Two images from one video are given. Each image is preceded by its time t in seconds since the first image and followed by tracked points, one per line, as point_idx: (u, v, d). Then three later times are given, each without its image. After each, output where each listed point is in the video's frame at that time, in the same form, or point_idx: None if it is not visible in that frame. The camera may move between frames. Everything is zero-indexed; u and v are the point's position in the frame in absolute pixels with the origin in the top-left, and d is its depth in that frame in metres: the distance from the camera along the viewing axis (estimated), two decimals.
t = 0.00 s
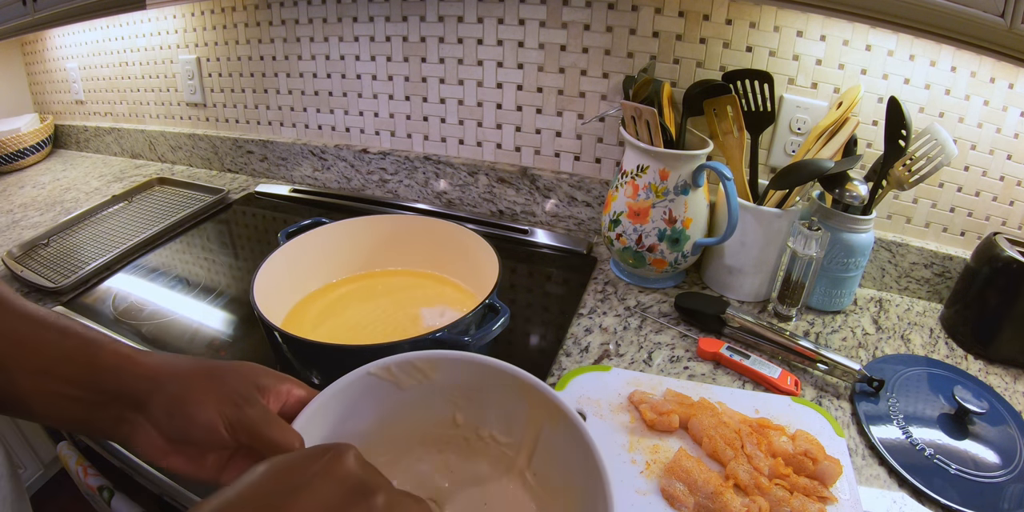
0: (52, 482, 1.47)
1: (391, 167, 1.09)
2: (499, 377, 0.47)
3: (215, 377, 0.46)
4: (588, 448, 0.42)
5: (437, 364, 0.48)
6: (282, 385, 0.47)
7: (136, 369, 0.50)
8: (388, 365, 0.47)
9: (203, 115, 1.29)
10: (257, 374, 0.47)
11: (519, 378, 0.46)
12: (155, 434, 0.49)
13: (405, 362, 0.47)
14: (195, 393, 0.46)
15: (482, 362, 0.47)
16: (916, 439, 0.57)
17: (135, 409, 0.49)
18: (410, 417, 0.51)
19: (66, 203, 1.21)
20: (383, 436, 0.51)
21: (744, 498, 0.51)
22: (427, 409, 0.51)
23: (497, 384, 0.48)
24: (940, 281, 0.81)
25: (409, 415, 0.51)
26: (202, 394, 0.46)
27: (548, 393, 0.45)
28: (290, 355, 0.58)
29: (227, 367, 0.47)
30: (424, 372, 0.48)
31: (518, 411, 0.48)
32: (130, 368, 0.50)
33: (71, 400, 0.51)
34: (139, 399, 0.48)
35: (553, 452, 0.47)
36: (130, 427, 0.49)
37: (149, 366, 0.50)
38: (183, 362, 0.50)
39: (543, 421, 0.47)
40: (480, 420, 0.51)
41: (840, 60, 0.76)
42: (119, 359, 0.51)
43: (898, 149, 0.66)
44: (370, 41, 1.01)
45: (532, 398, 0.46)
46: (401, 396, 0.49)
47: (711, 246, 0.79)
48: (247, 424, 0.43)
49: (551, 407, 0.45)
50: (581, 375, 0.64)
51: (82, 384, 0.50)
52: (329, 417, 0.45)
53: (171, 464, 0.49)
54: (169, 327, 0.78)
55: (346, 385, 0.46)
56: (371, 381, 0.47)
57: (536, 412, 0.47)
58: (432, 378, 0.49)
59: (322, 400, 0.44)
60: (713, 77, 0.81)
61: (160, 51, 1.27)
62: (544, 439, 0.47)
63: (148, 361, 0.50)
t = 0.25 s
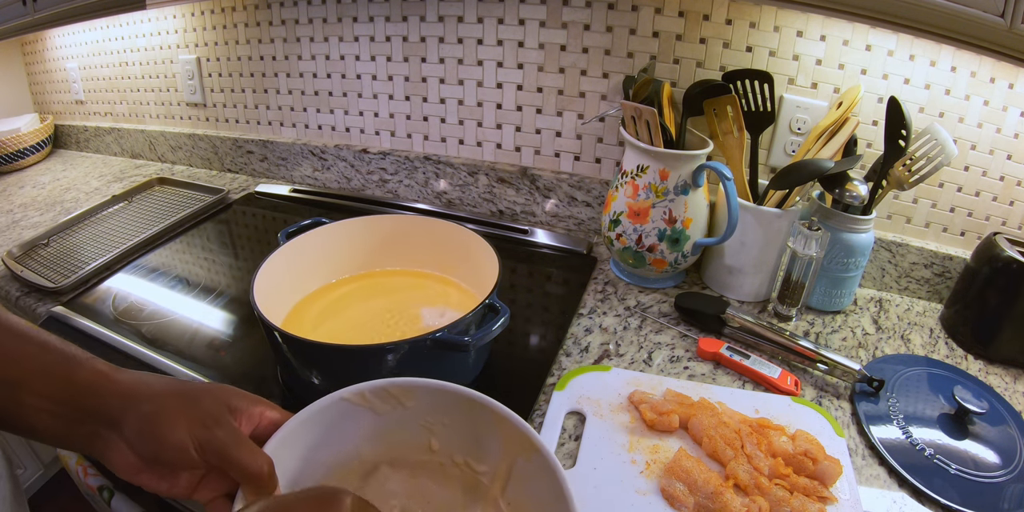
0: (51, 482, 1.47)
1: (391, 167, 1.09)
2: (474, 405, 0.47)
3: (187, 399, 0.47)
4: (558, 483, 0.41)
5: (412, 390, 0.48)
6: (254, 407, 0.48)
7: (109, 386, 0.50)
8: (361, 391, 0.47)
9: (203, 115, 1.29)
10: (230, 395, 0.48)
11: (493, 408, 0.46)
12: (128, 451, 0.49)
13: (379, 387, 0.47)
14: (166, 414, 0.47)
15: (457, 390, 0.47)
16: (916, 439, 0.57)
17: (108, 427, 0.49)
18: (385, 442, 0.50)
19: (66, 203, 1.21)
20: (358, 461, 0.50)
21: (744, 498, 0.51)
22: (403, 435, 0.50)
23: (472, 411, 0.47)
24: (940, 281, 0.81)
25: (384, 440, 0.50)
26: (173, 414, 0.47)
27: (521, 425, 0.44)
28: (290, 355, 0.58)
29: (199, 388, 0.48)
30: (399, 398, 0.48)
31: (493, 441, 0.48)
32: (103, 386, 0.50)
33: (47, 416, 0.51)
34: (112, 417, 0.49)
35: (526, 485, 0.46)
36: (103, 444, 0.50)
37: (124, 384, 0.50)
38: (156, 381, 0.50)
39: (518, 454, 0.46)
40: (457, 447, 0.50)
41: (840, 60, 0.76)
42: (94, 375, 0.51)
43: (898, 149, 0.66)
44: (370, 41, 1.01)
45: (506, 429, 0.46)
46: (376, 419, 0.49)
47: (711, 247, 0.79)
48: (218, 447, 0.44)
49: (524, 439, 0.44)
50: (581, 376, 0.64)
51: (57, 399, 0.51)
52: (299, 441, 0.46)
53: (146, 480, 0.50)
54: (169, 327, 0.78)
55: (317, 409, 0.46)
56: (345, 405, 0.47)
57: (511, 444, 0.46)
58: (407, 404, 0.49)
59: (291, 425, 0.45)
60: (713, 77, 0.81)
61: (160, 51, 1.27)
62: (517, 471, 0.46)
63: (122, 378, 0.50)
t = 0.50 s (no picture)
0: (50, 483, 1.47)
1: (391, 167, 1.09)
2: (469, 399, 0.47)
3: (181, 393, 0.47)
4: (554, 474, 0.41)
5: (407, 384, 0.48)
6: (249, 401, 0.48)
7: (105, 381, 0.50)
8: (357, 384, 0.47)
9: (203, 115, 1.29)
10: (225, 389, 0.48)
11: (489, 401, 0.46)
12: (123, 446, 0.49)
13: (374, 381, 0.47)
14: (161, 408, 0.47)
15: (453, 383, 0.47)
16: (916, 439, 0.57)
17: (104, 422, 0.49)
18: (381, 436, 0.50)
19: (66, 203, 1.21)
20: (353, 456, 0.50)
21: (745, 498, 0.51)
22: (399, 430, 0.50)
23: (467, 405, 0.47)
24: (940, 281, 0.81)
25: (379, 434, 0.50)
26: (168, 408, 0.47)
27: (517, 418, 0.44)
28: (290, 355, 0.58)
29: (194, 382, 0.48)
30: (394, 392, 0.48)
31: (489, 435, 0.48)
32: (99, 381, 0.50)
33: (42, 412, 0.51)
34: (107, 412, 0.49)
35: (522, 477, 0.46)
36: (98, 440, 0.50)
37: (119, 379, 0.50)
38: (152, 376, 0.50)
39: (514, 447, 0.46)
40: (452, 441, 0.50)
41: (840, 60, 0.76)
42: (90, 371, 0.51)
43: (898, 149, 0.66)
44: (370, 41, 1.01)
45: (502, 422, 0.46)
46: (371, 414, 0.49)
47: (711, 246, 0.79)
48: (211, 440, 0.44)
49: (520, 432, 0.44)
50: (581, 375, 0.64)
51: (52, 394, 0.51)
52: (294, 435, 0.46)
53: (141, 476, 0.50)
54: (169, 327, 0.78)
55: (312, 403, 0.46)
56: (340, 399, 0.47)
57: (507, 436, 0.46)
58: (403, 398, 0.49)
59: (287, 419, 0.45)
60: (713, 77, 0.81)
61: (160, 51, 1.27)
62: (514, 464, 0.46)
63: (118, 374, 0.51)
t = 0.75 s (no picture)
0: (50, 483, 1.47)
1: (391, 167, 1.09)
2: (468, 403, 0.47)
3: (176, 398, 0.47)
4: (552, 480, 0.41)
5: (405, 389, 0.48)
6: (245, 406, 0.48)
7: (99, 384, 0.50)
8: (354, 389, 0.47)
9: (203, 115, 1.29)
10: (221, 393, 0.48)
11: (487, 406, 0.46)
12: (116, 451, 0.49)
13: (372, 386, 0.47)
14: (155, 413, 0.47)
15: (451, 388, 0.47)
16: (916, 439, 0.57)
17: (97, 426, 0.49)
18: (379, 440, 0.51)
19: (66, 203, 1.21)
20: (352, 459, 0.50)
21: (744, 498, 0.51)
22: (397, 434, 0.51)
23: (466, 409, 0.47)
24: (940, 281, 0.81)
25: (378, 438, 0.50)
26: (162, 413, 0.47)
27: (515, 423, 0.44)
28: (290, 355, 0.58)
29: (189, 387, 0.48)
30: (392, 397, 0.48)
31: (488, 439, 0.48)
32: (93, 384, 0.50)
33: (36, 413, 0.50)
34: (100, 416, 0.49)
35: (521, 482, 0.45)
36: (91, 444, 0.50)
37: (113, 383, 0.50)
38: (146, 380, 0.50)
39: (513, 452, 0.46)
40: (451, 445, 0.50)
41: (840, 60, 0.76)
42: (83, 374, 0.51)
43: (898, 148, 0.66)
44: (370, 41, 1.01)
45: (501, 427, 0.46)
46: (369, 418, 0.49)
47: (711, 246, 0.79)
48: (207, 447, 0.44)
49: (518, 437, 0.44)
50: (580, 375, 0.64)
51: (46, 397, 0.50)
52: (291, 440, 0.46)
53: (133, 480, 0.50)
54: (169, 327, 0.78)
55: (309, 408, 0.46)
56: (337, 404, 0.47)
57: (506, 441, 0.46)
58: (401, 403, 0.49)
59: (283, 424, 0.45)
60: (713, 77, 0.81)
61: (160, 51, 1.27)
62: (513, 469, 0.46)
63: (112, 377, 0.51)
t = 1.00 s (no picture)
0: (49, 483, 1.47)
1: (391, 167, 1.09)
2: (462, 417, 0.47)
3: (167, 407, 0.47)
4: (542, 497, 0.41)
5: (399, 401, 0.48)
6: (236, 416, 0.48)
7: (93, 391, 0.50)
8: (349, 400, 0.47)
9: (203, 115, 1.29)
10: (211, 403, 0.48)
11: (480, 419, 0.46)
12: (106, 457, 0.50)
13: (367, 397, 0.48)
14: (146, 422, 0.47)
15: (445, 401, 0.47)
16: (916, 439, 0.57)
17: (88, 433, 0.49)
18: (374, 452, 0.51)
19: (66, 203, 1.21)
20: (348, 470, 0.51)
21: (744, 498, 0.51)
22: (391, 446, 0.51)
23: (460, 422, 0.48)
24: (940, 281, 0.81)
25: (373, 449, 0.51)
26: (153, 422, 0.47)
27: (507, 438, 0.44)
28: (290, 355, 0.58)
29: (180, 396, 0.48)
30: (387, 408, 0.49)
31: (482, 453, 0.48)
32: (87, 390, 0.50)
33: (27, 415, 0.50)
34: (92, 423, 0.49)
35: (512, 498, 0.45)
36: (82, 450, 0.50)
37: (106, 390, 0.50)
38: (139, 388, 0.50)
39: (505, 468, 0.45)
40: (446, 458, 0.50)
41: (840, 60, 0.76)
42: (77, 381, 0.51)
43: (898, 148, 0.66)
44: (370, 41, 1.01)
45: (494, 442, 0.46)
46: (364, 429, 0.49)
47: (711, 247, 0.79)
48: (196, 458, 0.44)
49: (510, 453, 0.44)
50: (580, 375, 0.64)
51: (34, 402, 0.50)
52: (285, 449, 0.46)
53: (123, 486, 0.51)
54: (169, 327, 0.78)
55: (303, 418, 0.46)
56: (332, 415, 0.47)
57: (498, 456, 0.46)
58: (396, 415, 0.49)
59: (279, 433, 0.45)
60: (713, 77, 0.81)
61: (160, 51, 1.27)
62: (504, 483, 0.46)
63: (105, 384, 0.51)
